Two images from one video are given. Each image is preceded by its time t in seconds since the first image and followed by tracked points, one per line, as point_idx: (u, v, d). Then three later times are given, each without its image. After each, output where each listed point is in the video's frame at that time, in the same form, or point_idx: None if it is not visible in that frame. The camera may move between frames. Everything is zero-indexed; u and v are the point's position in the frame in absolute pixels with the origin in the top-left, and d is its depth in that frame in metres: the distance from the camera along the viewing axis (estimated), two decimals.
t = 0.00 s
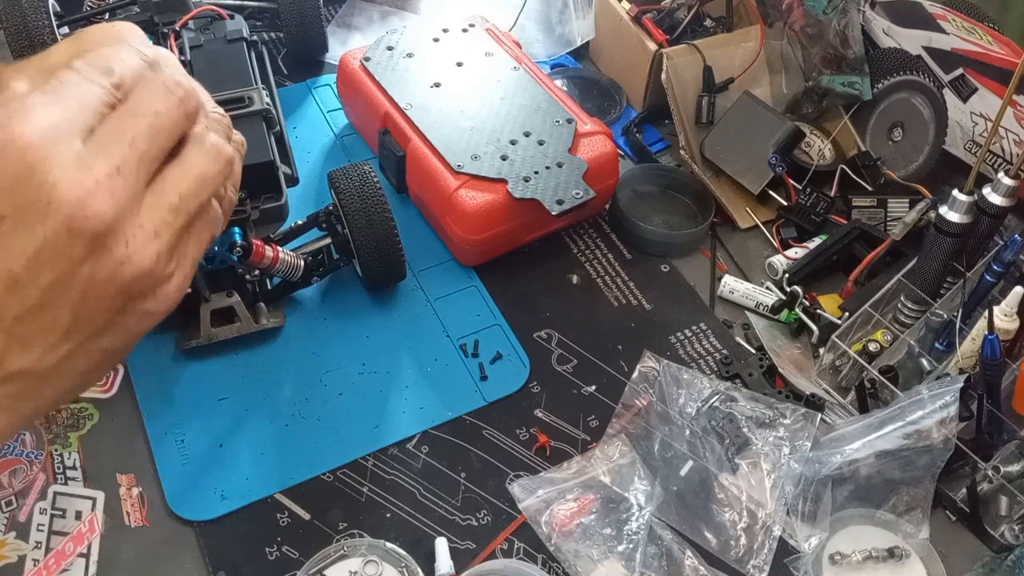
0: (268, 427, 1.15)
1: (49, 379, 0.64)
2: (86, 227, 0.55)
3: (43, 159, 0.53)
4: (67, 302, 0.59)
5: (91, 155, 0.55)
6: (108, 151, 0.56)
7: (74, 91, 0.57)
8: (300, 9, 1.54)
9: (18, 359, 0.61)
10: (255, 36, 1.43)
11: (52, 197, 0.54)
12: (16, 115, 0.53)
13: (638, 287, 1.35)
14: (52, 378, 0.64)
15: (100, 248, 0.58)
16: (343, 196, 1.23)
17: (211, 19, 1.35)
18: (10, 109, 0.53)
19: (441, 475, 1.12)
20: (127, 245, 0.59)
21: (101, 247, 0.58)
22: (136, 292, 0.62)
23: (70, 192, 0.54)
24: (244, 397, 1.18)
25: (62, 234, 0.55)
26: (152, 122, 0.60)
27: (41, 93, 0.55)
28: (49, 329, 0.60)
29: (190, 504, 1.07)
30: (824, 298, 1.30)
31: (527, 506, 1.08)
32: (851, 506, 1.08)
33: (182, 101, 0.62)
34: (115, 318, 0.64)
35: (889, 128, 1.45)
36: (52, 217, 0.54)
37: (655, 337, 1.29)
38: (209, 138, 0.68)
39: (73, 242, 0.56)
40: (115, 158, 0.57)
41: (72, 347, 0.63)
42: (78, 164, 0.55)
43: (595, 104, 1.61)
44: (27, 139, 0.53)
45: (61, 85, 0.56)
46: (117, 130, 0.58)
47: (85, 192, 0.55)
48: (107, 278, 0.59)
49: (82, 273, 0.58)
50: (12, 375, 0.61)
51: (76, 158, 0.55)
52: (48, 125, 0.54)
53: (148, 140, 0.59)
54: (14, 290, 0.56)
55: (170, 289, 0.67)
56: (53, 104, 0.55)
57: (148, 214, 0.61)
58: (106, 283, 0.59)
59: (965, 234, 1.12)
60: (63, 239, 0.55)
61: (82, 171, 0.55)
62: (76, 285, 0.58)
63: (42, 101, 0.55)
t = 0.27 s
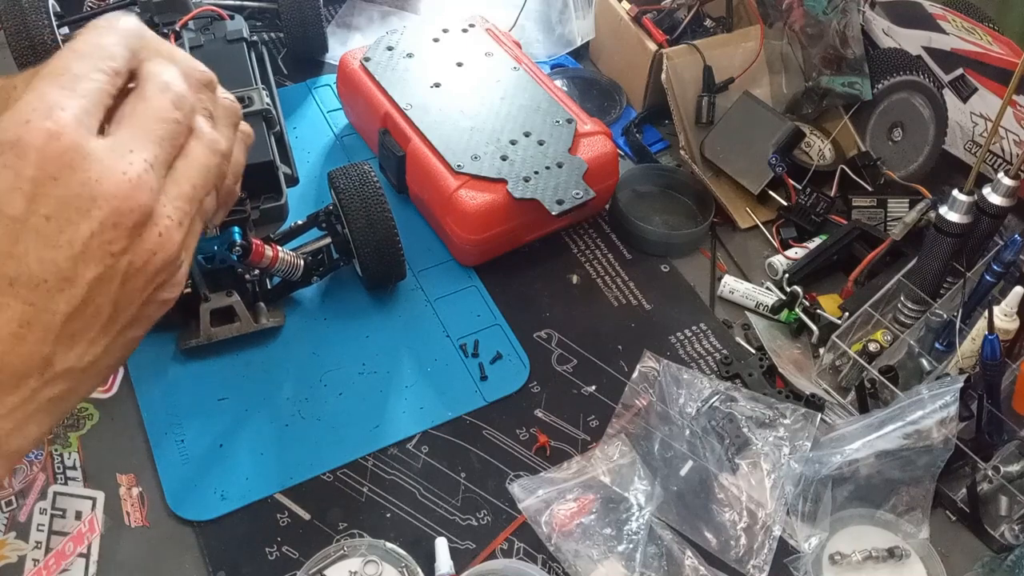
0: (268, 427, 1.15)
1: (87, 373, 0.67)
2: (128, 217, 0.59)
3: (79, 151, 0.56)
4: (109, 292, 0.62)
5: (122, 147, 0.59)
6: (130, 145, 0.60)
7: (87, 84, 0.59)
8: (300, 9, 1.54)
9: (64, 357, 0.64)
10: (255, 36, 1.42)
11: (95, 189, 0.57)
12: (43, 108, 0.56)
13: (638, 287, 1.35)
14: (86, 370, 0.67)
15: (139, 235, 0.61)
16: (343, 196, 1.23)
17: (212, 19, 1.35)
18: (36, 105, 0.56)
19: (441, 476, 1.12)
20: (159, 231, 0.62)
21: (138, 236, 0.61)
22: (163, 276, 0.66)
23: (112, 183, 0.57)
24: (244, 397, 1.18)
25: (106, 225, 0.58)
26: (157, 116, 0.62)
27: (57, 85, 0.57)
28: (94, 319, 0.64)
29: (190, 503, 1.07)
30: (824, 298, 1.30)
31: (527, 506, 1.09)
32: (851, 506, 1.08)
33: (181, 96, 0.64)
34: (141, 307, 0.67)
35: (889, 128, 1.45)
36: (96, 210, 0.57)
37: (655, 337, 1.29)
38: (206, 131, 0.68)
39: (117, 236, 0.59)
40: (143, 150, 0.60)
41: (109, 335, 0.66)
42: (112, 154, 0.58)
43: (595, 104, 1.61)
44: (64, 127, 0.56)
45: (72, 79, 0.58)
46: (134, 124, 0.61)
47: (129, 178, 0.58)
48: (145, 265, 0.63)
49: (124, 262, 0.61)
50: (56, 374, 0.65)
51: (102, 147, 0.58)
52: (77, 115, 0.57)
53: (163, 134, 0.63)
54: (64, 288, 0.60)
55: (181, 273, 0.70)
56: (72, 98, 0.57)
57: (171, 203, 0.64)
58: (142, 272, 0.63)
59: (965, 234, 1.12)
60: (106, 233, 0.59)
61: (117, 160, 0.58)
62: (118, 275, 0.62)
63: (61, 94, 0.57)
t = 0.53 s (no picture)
0: (268, 427, 1.15)
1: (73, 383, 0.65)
2: (105, 245, 0.54)
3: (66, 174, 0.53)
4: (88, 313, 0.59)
5: (108, 169, 0.54)
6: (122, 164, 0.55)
7: (83, 100, 0.55)
8: (300, 10, 1.54)
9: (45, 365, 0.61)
10: (255, 36, 1.43)
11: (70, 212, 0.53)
12: (32, 127, 0.52)
13: (638, 287, 1.35)
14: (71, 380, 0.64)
15: (122, 259, 0.56)
16: (343, 196, 1.23)
17: (211, 19, 1.35)
18: (24, 121, 0.52)
19: (441, 476, 1.12)
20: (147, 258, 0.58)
21: (123, 262, 0.57)
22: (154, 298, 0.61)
23: (89, 209, 0.53)
24: (244, 397, 1.18)
25: (84, 251, 0.54)
26: (153, 126, 0.56)
27: (48, 102, 0.54)
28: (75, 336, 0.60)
29: (190, 503, 1.07)
30: (824, 298, 1.30)
31: (527, 506, 1.09)
32: (851, 506, 1.08)
33: (194, 98, 0.58)
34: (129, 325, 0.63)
35: (889, 128, 1.45)
36: (72, 235, 0.54)
37: (655, 337, 1.29)
38: (225, 143, 0.63)
39: (94, 261, 0.55)
40: (130, 171, 0.55)
41: (96, 351, 0.63)
42: (95, 176, 0.54)
43: (595, 104, 1.61)
44: (47, 151, 0.52)
45: (68, 95, 0.55)
46: (126, 141, 0.56)
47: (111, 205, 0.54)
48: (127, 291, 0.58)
49: (104, 285, 0.57)
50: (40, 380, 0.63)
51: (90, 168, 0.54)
52: (67, 135, 0.53)
53: (162, 148, 0.56)
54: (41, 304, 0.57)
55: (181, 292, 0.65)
56: (64, 116, 0.54)
57: (170, 225, 0.59)
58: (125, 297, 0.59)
59: (965, 234, 1.12)
60: (84, 258, 0.55)
61: (98, 183, 0.54)
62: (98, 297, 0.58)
63: (53, 112, 0.54)
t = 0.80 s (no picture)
0: (268, 427, 1.15)
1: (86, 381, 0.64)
2: (121, 236, 0.54)
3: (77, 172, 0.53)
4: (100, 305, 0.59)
5: (118, 162, 0.55)
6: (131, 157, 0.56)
7: (91, 97, 0.56)
8: (300, 10, 1.54)
9: (61, 365, 0.61)
10: (255, 36, 1.42)
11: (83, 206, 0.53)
12: (43, 125, 0.52)
13: (638, 287, 1.35)
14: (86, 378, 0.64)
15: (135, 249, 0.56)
16: (343, 196, 1.23)
17: (211, 20, 1.35)
18: (36, 120, 0.53)
19: (441, 475, 1.12)
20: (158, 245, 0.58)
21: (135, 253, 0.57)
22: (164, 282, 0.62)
23: (105, 200, 0.53)
24: (244, 397, 1.18)
25: (99, 244, 0.54)
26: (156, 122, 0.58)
27: (60, 98, 0.54)
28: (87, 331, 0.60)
29: (190, 504, 1.07)
30: (824, 298, 1.30)
31: (527, 506, 1.09)
32: (851, 506, 1.08)
33: (183, 96, 0.60)
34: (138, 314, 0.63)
35: (889, 128, 1.45)
36: (88, 228, 0.53)
37: (655, 337, 1.29)
38: (219, 128, 0.64)
39: (110, 253, 0.55)
40: (138, 163, 0.56)
41: (107, 344, 0.63)
42: (108, 170, 0.54)
43: (595, 104, 1.61)
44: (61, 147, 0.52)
45: (79, 92, 0.55)
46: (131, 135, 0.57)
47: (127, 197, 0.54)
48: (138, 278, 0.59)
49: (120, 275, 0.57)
50: (54, 379, 0.62)
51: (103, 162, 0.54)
52: (76, 132, 0.54)
53: (163, 143, 0.58)
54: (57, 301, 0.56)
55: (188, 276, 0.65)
56: (73, 113, 0.54)
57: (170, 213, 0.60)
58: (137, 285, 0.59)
59: (965, 234, 1.12)
60: (99, 251, 0.54)
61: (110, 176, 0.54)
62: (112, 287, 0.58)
63: (61, 110, 0.54)
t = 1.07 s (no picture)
0: (268, 426, 1.15)
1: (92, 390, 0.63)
2: (129, 242, 0.53)
3: (80, 175, 0.51)
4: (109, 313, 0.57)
5: (121, 165, 0.53)
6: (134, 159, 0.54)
7: (94, 96, 0.54)
8: (300, 10, 1.54)
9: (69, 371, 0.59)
10: (255, 36, 1.43)
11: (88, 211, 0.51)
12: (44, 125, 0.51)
13: (638, 287, 1.35)
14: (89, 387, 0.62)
15: (142, 257, 0.55)
16: (343, 197, 1.23)
17: (211, 19, 1.35)
18: (38, 120, 0.51)
19: (441, 476, 1.12)
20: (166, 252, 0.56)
21: (143, 258, 0.55)
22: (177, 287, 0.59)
23: (110, 205, 0.52)
24: (244, 397, 1.18)
25: (106, 250, 0.53)
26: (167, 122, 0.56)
27: (62, 99, 0.53)
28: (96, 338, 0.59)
29: (190, 503, 1.07)
30: (824, 298, 1.30)
31: (527, 506, 1.09)
32: (851, 506, 1.08)
33: (199, 100, 0.58)
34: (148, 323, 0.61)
35: (889, 128, 1.45)
36: (93, 234, 0.52)
37: (655, 337, 1.29)
38: (222, 139, 0.63)
39: (118, 257, 0.54)
40: (146, 168, 0.54)
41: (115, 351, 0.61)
42: (110, 174, 0.52)
43: (595, 104, 1.61)
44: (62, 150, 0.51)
45: (82, 92, 0.54)
46: (140, 138, 0.55)
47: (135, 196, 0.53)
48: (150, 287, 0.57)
49: (126, 284, 0.56)
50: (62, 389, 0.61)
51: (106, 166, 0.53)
52: (80, 133, 0.52)
53: (175, 147, 0.56)
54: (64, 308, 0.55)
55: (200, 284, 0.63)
56: (76, 113, 0.53)
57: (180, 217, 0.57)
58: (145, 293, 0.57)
59: (965, 234, 1.12)
60: (108, 255, 0.53)
61: (114, 181, 0.52)
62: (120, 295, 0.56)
63: (65, 110, 0.53)
